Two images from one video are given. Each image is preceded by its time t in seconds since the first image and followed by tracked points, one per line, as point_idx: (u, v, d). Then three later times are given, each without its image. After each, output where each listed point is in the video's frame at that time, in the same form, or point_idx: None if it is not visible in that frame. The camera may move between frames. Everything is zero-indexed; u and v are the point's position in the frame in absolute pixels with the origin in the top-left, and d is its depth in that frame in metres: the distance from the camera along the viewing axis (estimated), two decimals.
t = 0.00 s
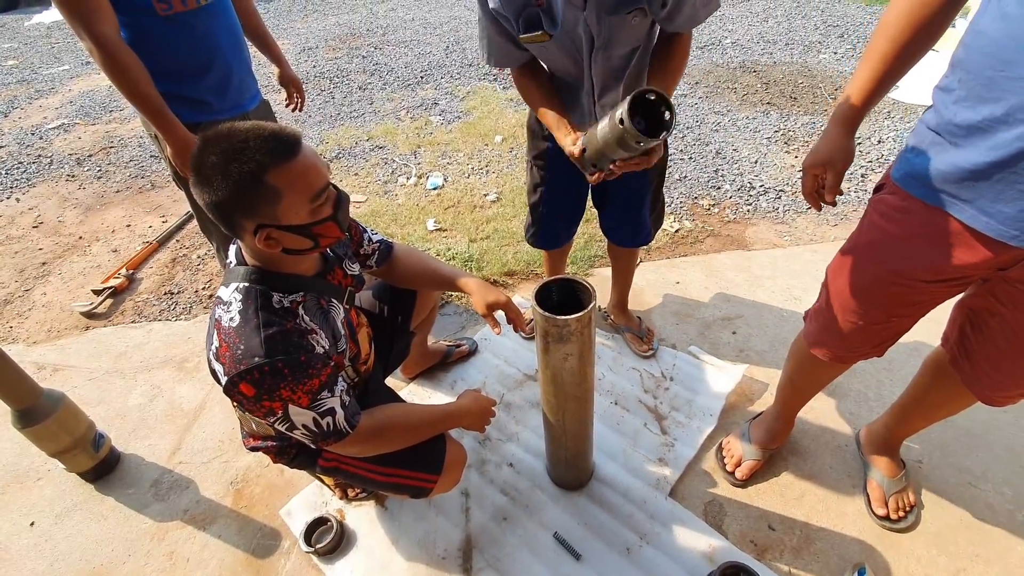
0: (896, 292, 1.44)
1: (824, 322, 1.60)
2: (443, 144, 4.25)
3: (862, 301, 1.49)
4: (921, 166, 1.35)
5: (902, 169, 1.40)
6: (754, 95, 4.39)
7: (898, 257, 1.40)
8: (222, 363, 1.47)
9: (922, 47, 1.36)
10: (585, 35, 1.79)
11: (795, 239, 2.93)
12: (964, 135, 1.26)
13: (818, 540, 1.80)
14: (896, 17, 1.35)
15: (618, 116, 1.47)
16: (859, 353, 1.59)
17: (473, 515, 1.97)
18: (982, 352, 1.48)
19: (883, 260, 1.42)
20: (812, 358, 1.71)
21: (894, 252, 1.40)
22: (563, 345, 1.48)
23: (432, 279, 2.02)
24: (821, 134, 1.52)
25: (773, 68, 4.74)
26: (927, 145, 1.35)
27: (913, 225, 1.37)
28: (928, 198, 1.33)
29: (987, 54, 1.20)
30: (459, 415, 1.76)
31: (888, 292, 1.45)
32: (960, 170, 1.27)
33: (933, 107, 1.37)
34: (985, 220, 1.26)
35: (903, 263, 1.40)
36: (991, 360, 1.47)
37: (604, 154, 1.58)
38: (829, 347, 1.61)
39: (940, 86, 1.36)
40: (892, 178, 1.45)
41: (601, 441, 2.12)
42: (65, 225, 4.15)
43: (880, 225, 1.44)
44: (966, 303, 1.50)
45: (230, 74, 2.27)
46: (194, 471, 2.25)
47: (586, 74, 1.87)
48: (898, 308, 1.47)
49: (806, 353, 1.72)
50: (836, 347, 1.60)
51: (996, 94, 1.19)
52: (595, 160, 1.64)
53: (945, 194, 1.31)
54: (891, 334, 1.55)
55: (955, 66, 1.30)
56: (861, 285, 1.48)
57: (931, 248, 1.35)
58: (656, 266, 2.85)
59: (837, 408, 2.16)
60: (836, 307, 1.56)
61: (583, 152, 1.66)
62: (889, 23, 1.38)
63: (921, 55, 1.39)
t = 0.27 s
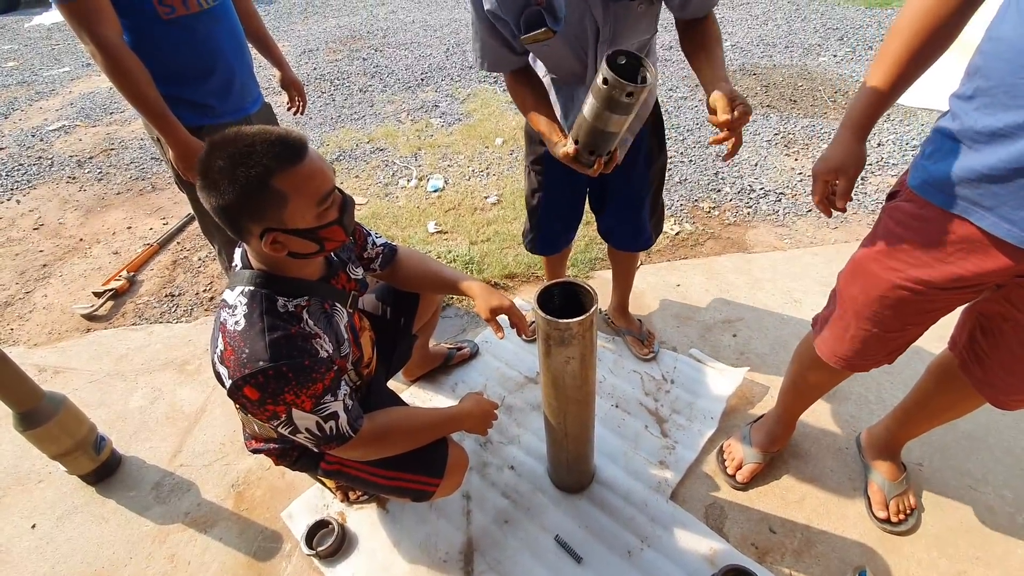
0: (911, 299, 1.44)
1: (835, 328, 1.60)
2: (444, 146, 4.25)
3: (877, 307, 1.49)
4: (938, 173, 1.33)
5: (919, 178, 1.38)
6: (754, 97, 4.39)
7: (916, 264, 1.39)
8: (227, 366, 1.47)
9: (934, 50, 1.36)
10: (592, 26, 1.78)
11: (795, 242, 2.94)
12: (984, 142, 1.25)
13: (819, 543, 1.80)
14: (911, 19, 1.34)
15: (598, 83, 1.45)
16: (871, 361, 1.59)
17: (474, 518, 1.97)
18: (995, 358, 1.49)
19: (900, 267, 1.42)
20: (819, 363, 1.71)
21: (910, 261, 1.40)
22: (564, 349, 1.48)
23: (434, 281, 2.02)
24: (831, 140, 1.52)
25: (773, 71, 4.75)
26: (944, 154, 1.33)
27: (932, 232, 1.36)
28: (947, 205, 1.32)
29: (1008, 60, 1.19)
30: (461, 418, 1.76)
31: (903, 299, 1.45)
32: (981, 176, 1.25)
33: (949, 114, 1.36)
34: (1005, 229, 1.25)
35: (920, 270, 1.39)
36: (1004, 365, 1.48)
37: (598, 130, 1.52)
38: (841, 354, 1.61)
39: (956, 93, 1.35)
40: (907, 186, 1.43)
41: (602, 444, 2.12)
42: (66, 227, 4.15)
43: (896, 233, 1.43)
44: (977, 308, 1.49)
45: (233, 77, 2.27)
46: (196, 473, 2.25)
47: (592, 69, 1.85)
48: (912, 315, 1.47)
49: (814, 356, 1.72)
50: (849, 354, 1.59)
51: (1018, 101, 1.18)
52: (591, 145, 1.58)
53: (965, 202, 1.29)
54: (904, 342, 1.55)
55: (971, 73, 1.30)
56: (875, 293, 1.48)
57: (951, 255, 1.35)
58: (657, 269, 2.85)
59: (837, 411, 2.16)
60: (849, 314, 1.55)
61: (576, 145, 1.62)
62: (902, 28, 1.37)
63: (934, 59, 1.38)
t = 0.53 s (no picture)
0: (923, 308, 1.43)
1: (845, 336, 1.60)
2: (444, 151, 4.27)
3: (887, 315, 1.49)
4: (951, 182, 1.34)
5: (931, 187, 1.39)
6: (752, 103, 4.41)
7: (928, 272, 1.39)
8: (232, 372, 1.48)
9: (947, 62, 1.39)
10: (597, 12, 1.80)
11: (794, 247, 2.95)
12: (997, 150, 1.27)
13: (817, 548, 1.81)
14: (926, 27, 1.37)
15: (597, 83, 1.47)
16: (880, 369, 1.59)
17: (474, 522, 1.97)
18: (1003, 363, 1.49)
19: (912, 275, 1.42)
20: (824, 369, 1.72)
21: (922, 269, 1.40)
22: (563, 353, 1.49)
23: (433, 286, 2.03)
24: (844, 149, 1.52)
25: (771, 76, 4.77)
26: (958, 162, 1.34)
27: (946, 241, 1.35)
28: (961, 214, 1.32)
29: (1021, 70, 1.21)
30: (462, 423, 1.77)
31: (915, 308, 1.44)
32: (994, 184, 1.26)
33: (961, 124, 1.38)
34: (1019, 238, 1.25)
35: (932, 279, 1.39)
36: (1012, 370, 1.48)
37: (598, 130, 1.55)
38: (850, 361, 1.61)
39: (969, 103, 1.37)
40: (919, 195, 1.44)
41: (602, 449, 2.13)
42: (68, 232, 4.16)
43: (908, 241, 1.42)
44: (984, 313, 1.50)
45: (235, 84, 2.29)
46: (196, 478, 2.25)
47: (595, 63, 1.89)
48: (922, 323, 1.47)
49: (818, 362, 1.73)
50: (858, 362, 1.59)
51: None
52: (594, 146, 1.61)
53: (978, 210, 1.29)
54: (913, 350, 1.55)
55: (984, 83, 1.32)
56: (886, 301, 1.47)
57: (964, 264, 1.35)
58: (656, 274, 2.87)
59: (836, 416, 2.17)
60: (858, 322, 1.55)
61: (581, 147, 1.64)
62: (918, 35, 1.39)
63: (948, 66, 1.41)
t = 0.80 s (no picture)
0: (930, 308, 1.44)
1: (850, 337, 1.60)
2: (444, 155, 4.29)
3: (894, 316, 1.49)
4: (958, 184, 1.35)
5: (939, 188, 1.39)
6: (751, 107, 4.43)
7: (935, 273, 1.40)
8: (235, 374, 1.49)
9: (956, 66, 1.41)
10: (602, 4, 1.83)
11: (792, 250, 2.96)
12: (1005, 153, 1.28)
13: (816, 550, 1.81)
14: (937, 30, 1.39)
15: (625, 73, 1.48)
16: (886, 369, 1.59)
17: (473, 524, 1.98)
18: (1008, 363, 1.50)
19: (919, 275, 1.43)
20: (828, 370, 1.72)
21: (929, 269, 1.41)
22: (562, 355, 1.50)
23: (433, 288, 2.04)
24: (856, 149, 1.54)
25: (769, 81, 4.79)
26: (966, 164, 1.35)
27: (954, 242, 1.36)
28: (969, 216, 1.33)
29: None
30: (462, 425, 1.78)
31: (921, 308, 1.45)
32: (1002, 186, 1.27)
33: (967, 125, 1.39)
34: None
35: (940, 279, 1.40)
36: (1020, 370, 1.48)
37: (619, 121, 1.56)
38: (855, 362, 1.61)
39: (975, 106, 1.38)
40: (925, 197, 1.44)
41: (601, 451, 2.14)
42: (69, 235, 4.18)
43: (915, 242, 1.43)
44: (990, 313, 1.50)
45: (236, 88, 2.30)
46: (196, 480, 2.26)
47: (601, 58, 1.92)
48: (928, 323, 1.48)
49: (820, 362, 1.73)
50: (864, 362, 1.60)
51: None
52: (614, 139, 1.62)
53: (985, 211, 1.30)
54: (918, 350, 1.56)
55: (991, 86, 1.33)
56: (893, 301, 1.48)
57: (971, 264, 1.36)
58: (655, 277, 2.87)
59: (834, 418, 2.17)
60: (865, 322, 1.56)
61: (600, 139, 1.65)
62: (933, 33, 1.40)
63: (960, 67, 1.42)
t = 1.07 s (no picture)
0: (924, 296, 1.46)
1: (846, 325, 1.62)
2: (444, 159, 4.30)
3: (888, 304, 1.51)
4: (955, 178, 1.38)
5: (937, 180, 1.43)
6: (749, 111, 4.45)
7: (929, 261, 1.43)
8: (236, 376, 1.50)
9: (963, 62, 1.43)
10: None
11: (790, 253, 2.98)
12: (1001, 149, 1.30)
13: (814, 551, 1.82)
14: (945, 29, 1.41)
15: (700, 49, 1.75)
16: (882, 359, 1.61)
17: (473, 526, 1.98)
18: (1003, 357, 1.51)
19: (914, 264, 1.45)
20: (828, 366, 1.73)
21: (924, 258, 1.44)
22: (561, 356, 1.51)
23: (433, 291, 2.05)
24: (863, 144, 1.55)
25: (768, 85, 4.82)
26: (963, 157, 1.38)
27: (949, 232, 1.39)
28: (964, 208, 1.36)
29: None
30: (462, 427, 1.79)
31: (916, 297, 1.47)
32: (998, 182, 1.30)
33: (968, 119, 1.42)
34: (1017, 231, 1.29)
35: (935, 268, 1.42)
36: (1016, 364, 1.50)
37: (684, 100, 1.81)
38: (850, 350, 1.63)
39: (976, 101, 1.40)
40: (925, 189, 1.48)
41: (600, 453, 2.14)
42: (70, 238, 4.19)
43: (911, 232, 1.46)
44: (987, 309, 1.52)
45: (237, 92, 2.32)
46: (196, 482, 2.26)
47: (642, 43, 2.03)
48: (923, 314, 1.50)
49: (820, 359, 1.74)
50: (858, 351, 1.62)
51: None
52: (672, 121, 1.87)
53: (977, 204, 1.34)
54: (913, 340, 1.58)
55: (992, 82, 1.35)
56: (888, 288, 1.50)
57: (966, 254, 1.38)
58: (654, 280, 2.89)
59: (833, 420, 2.18)
60: (862, 312, 1.57)
61: (659, 122, 1.88)
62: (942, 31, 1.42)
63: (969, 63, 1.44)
